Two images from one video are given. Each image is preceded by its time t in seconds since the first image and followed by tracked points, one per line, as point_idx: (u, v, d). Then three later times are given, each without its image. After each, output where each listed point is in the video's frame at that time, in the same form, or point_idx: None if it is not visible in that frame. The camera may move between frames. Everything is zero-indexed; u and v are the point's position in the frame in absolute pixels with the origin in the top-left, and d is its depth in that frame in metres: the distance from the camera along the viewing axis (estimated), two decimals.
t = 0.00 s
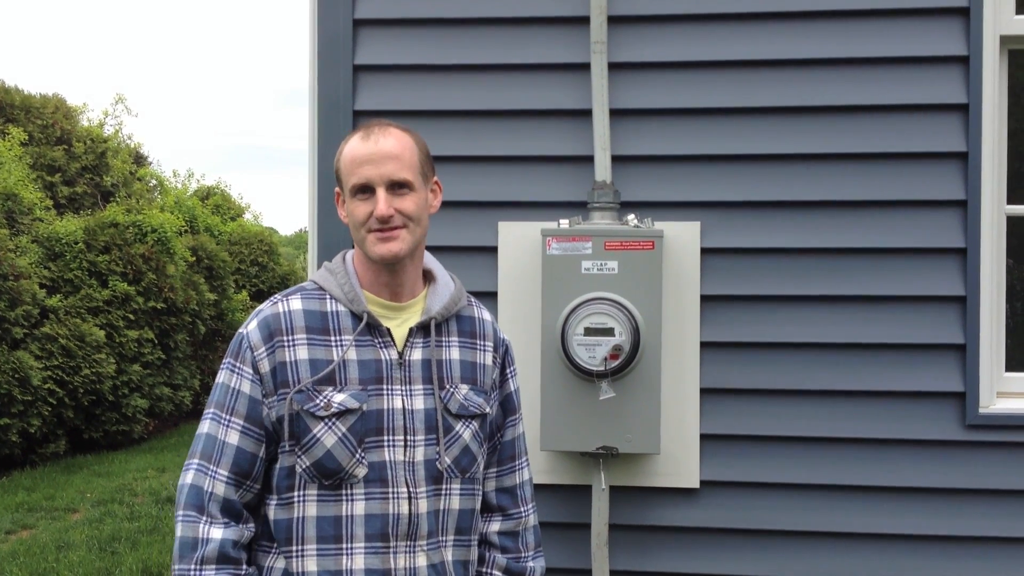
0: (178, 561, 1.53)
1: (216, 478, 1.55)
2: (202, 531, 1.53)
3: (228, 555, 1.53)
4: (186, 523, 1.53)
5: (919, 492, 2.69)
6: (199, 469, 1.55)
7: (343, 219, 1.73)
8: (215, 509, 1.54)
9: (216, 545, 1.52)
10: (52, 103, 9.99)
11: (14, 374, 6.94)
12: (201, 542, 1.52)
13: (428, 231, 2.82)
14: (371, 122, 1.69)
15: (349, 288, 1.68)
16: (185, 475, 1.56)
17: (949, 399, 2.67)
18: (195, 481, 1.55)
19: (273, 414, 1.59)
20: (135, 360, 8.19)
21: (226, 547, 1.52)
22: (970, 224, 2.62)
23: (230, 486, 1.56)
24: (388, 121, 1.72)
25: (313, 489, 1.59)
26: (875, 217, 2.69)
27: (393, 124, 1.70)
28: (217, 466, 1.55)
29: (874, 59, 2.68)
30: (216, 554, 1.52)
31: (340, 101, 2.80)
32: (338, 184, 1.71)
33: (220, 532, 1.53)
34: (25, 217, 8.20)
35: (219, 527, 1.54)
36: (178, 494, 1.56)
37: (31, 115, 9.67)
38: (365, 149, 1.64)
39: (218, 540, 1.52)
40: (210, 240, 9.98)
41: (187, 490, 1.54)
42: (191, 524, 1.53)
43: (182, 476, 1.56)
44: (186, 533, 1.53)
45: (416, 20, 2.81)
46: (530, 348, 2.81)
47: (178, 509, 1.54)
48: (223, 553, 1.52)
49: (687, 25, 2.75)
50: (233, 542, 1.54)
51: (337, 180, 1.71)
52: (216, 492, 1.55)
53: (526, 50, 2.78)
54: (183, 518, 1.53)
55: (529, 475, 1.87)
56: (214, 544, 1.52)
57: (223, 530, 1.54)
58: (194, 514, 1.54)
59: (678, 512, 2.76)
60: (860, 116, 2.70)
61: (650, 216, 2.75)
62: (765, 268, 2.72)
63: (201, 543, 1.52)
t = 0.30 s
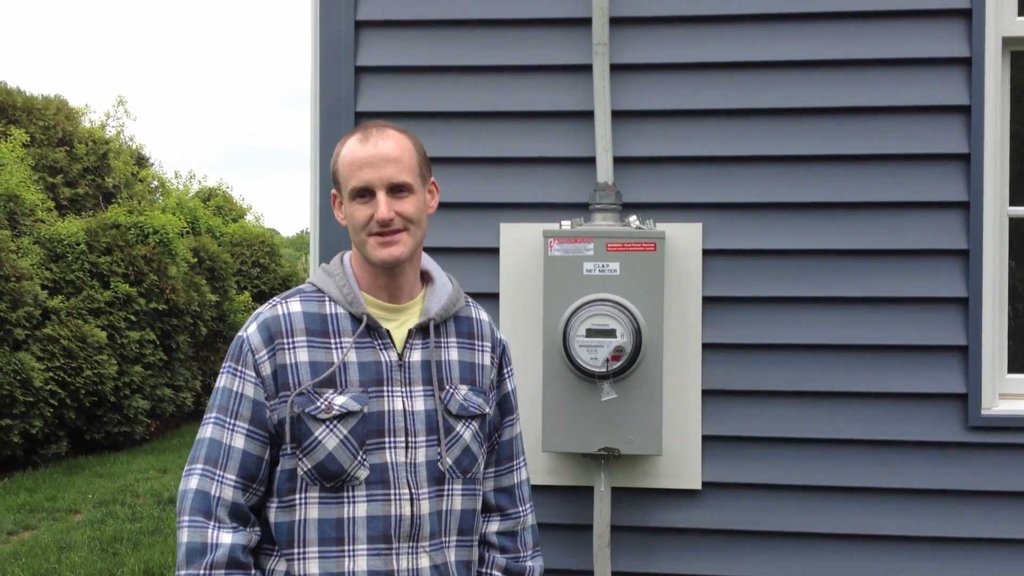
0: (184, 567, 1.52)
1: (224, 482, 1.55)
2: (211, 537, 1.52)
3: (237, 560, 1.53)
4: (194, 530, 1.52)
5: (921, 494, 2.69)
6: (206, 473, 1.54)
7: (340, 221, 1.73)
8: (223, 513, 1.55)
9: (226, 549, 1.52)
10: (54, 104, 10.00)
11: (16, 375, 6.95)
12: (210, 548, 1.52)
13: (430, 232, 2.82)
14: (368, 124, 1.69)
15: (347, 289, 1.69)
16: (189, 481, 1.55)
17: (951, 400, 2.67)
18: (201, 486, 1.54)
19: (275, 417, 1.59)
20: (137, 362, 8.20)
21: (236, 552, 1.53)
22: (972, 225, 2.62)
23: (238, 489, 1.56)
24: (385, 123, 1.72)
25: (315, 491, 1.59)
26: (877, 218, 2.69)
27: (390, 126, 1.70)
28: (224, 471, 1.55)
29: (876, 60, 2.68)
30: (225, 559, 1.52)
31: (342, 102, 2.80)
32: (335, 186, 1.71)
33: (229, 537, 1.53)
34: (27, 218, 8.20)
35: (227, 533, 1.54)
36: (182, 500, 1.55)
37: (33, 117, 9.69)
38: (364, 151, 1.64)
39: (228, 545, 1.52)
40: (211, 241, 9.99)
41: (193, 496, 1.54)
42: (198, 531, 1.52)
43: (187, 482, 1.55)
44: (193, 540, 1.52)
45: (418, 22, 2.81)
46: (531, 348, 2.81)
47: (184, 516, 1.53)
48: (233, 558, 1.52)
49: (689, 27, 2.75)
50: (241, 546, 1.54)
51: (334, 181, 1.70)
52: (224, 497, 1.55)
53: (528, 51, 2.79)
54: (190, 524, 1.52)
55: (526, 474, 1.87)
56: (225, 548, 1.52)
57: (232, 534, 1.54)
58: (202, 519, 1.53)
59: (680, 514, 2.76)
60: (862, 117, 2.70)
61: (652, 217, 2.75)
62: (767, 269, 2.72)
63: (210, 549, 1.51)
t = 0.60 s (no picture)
0: (182, 570, 1.52)
1: (220, 485, 1.55)
2: (208, 539, 1.53)
3: (235, 563, 1.53)
4: (191, 533, 1.53)
5: (922, 493, 2.69)
6: (203, 476, 1.55)
7: (335, 218, 1.71)
8: (220, 516, 1.55)
9: (223, 552, 1.52)
10: (55, 105, 10.01)
11: (17, 375, 6.95)
12: (207, 551, 1.52)
13: (430, 232, 2.82)
14: (371, 122, 1.68)
15: (343, 293, 1.68)
16: (185, 484, 1.56)
17: (951, 399, 2.66)
18: (198, 489, 1.55)
19: (271, 419, 1.59)
20: (138, 362, 8.20)
21: (233, 554, 1.53)
22: (972, 224, 2.62)
23: (235, 491, 1.57)
24: (386, 122, 1.71)
25: (312, 492, 1.59)
26: (877, 218, 2.69)
27: (392, 126, 1.70)
28: (221, 473, 1.55)
29: (877, 59, 2.68)
30: (223, 562, 1.52)
31: (342, 102, 2.80)
32: (332, 183, 1.69)
33: (226, 540, 1.54)
34: (28, 218, 8.20)
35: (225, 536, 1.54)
36: (179, 503, 1.55)
37: (33, 117, 9.70)
38: (372, 151, 1.63)
39: (225, 547, 1.53)
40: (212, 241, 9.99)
41: (190, 498, 1.55)
42: (196, 534, 1.53)
43: (183, 486, 1.56)
44: (190, 542, 1.53)
45: (417, 22, 2.81)
46: (530, 348, 2.81)
47: (181, 519, 1.54)
48: (231, 560, 1.53)
49: (689, 26, 2.74)
50: (239, 549, 1.54)
51: (332, 179, 1.68)
52: (220, 499, 1.55)
53: (529, 51, 2.79)
54: (187, 527, 1.53)
55: (523, 471, 1.87)
56: (222, 551, 1.52)
57: (229, 537, 1.54)
58: (199, 522, 1.54)
59: (681, 514, 2.76)
60: (862, 116, 2.70)
61: (652, 217, 2.75)
62: (767, 269, 2.71)
63: (207, 551, 1.52)
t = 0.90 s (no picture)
0: (182, 569, 1.52)
1: (221, 482, 1.55)
2: (210, 538, 1.53)
3: (237, 561, 1.53)
4: (192, 532, 1.52)
5: (921, 492, 2.69)
6: (203, 474, 1.55)
7: (335, 214, 1.70)
8: (221, 513, 1.55)
9: (226, 550, 1.52)
10: (54, 105, 10.02)
11: (17, 376, 6.95)
12: (208, 549, 1.52)
13: (430, 232, 2.82)
14: (384, 125, 1.68)
15: (339, 289, 1.68)
16: (184, 482, 1.56)
17: (951, 398, 2.66)
18: (198, 487, 1.55)
19: (269, 416, 1.59)
20: (137, 362, 8.20)
21: (235, 553, 1.53)
22: (972, 223, 2.62)
23: (236, 489, 1.57)
24: (396, 126, 1.72)
25: (310, 490, 1.58)
26: (877, 217, 2.69)
27: (402, 130, 1.71)
28: (221, 471, 1.55)
29: (876, 58, 2.68)
30: (225, 560, 1.52)
31: (341, 102, 2.80)
32: (338, 181, 1.67)
33: (228, 538, 1.54)
34: (28, 218, 8.20)
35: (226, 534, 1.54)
36: (178, 501, 1.55)
37: (33, 117, 9.70)
38: (388, 154, 1.63)
39: (227, 546, 1.53)
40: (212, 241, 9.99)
41: (191, 496, 1.54)
42: (197, 533, 1.53)
43: (183, 484, 1.56)
44: (191, 541, 1.52)
45: (417, 21, 2.81)
46: (529, 347, 2.81)
47: (181, 517, 1.54)
48: (233, 558, 1.53)
49: (688, 26, 2.74)
50: (241, 547, 1.54)
51: (339, 177, 1.67)
52: (222, 497, 1.55)
53: (528, 50, 2.78)
54: (188, 525, 1.53)
55: (520, 468, 1.88)
56: (224, 550, 1.52)
57: (231, 535, 1.54)
58: (200, 520, 1.53)
59: (681, 513, 2.76)
60: (862, 115, 2.69)
61: (652, 216, 2.75)
62: (767, 268, 2.71)
63: (209, 550, 1.52)
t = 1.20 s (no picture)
0: (183, 569, 1.52)
1: (221, 482, 1.55)
2: (211, 538, 1.53)
3: (238, 560, 1.53)
4: (193, 532, 1.52)
5: (922, 492, 2.69)
6: (203, 474, 1.55)
7: (335, 215, 1.71)
8: (221, 513, 1.55)
9: (227, 550, 1.52)
10: (56, 105, 10.03)
11: (18, 375, 6.96)
12: (210, 549, 1.52)
13: (430, 231, 2.82)
14: (380, 123, 1.69)
15: (339, 289, 1.68)
16: (184, 482, 1.56)
17: (952, 398, 2.66)
18: (198, 487, 1.55)
19: (269, 416, 1.59)
20: (139, 361, 8.20)
21: (236, 552, 1.53)
22: (973, 223, 2.62)
23: (236, 488, 1.57)
24: (392, 124, 1.72)
25: (310, 490, 1.59)
26: (878, 216, 2.69)
27: (399, 128, 1.71)
28: (222, 470, 1.55)
29: (877, 58, 2.68)
30: (227, 560, 1.52)
31: (342, 101, 2.80)
32: (337, 181, 1.67)
33: (229, 537, 1.54)
34: (29, 218, 8.21)
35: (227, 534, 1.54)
36: (177, 501, 1.55)
37: (34, 117, 9.71)
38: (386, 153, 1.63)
39: (228, 545, 1.53)
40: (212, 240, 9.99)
41: (190, 497, 1.54)
42: (197, 532, 1.52)
43: (184, 483, 1.55)
44: (192, 541, 1.52)
45: (417, 21, 2.81)
46: (530, 347, 2.81)
47: (181, 517, 1.53)
48: (234, 558, 1.53)
49: (689, 25, 2.74)
50: (242, 547, 1.55)
51: (338, 178, 1.67)
52: (222, 496, 1.55)
53: (529, 50, 2.78)
54: (188, 525, 1.53)
55: (519, 467, 1.88)
56: (225, 550, 1.52)
57: (232, 535, 1.54)
58: (200, 520, 1.53)
59: (682, 513, 2.76)
60: (862, 115, 2.69)
61: (653, 216, 2.75)
62: (768, 267, 2.71)
63: (210, 550, 1.52)
